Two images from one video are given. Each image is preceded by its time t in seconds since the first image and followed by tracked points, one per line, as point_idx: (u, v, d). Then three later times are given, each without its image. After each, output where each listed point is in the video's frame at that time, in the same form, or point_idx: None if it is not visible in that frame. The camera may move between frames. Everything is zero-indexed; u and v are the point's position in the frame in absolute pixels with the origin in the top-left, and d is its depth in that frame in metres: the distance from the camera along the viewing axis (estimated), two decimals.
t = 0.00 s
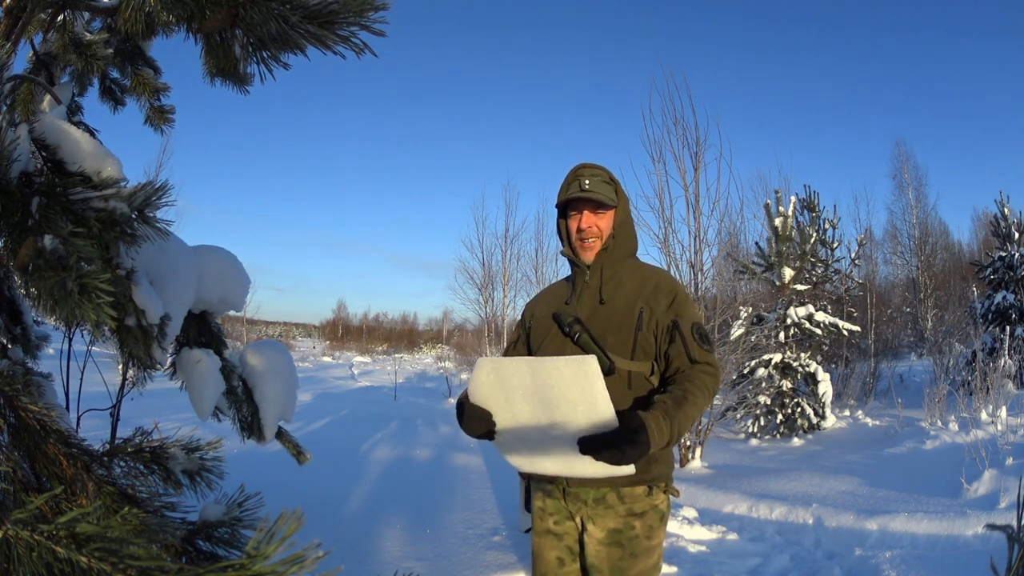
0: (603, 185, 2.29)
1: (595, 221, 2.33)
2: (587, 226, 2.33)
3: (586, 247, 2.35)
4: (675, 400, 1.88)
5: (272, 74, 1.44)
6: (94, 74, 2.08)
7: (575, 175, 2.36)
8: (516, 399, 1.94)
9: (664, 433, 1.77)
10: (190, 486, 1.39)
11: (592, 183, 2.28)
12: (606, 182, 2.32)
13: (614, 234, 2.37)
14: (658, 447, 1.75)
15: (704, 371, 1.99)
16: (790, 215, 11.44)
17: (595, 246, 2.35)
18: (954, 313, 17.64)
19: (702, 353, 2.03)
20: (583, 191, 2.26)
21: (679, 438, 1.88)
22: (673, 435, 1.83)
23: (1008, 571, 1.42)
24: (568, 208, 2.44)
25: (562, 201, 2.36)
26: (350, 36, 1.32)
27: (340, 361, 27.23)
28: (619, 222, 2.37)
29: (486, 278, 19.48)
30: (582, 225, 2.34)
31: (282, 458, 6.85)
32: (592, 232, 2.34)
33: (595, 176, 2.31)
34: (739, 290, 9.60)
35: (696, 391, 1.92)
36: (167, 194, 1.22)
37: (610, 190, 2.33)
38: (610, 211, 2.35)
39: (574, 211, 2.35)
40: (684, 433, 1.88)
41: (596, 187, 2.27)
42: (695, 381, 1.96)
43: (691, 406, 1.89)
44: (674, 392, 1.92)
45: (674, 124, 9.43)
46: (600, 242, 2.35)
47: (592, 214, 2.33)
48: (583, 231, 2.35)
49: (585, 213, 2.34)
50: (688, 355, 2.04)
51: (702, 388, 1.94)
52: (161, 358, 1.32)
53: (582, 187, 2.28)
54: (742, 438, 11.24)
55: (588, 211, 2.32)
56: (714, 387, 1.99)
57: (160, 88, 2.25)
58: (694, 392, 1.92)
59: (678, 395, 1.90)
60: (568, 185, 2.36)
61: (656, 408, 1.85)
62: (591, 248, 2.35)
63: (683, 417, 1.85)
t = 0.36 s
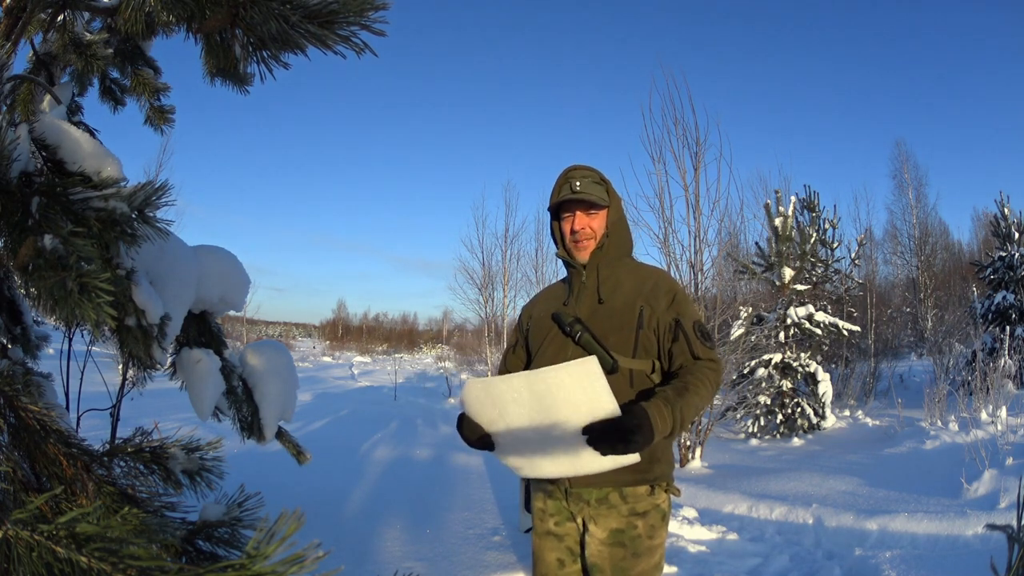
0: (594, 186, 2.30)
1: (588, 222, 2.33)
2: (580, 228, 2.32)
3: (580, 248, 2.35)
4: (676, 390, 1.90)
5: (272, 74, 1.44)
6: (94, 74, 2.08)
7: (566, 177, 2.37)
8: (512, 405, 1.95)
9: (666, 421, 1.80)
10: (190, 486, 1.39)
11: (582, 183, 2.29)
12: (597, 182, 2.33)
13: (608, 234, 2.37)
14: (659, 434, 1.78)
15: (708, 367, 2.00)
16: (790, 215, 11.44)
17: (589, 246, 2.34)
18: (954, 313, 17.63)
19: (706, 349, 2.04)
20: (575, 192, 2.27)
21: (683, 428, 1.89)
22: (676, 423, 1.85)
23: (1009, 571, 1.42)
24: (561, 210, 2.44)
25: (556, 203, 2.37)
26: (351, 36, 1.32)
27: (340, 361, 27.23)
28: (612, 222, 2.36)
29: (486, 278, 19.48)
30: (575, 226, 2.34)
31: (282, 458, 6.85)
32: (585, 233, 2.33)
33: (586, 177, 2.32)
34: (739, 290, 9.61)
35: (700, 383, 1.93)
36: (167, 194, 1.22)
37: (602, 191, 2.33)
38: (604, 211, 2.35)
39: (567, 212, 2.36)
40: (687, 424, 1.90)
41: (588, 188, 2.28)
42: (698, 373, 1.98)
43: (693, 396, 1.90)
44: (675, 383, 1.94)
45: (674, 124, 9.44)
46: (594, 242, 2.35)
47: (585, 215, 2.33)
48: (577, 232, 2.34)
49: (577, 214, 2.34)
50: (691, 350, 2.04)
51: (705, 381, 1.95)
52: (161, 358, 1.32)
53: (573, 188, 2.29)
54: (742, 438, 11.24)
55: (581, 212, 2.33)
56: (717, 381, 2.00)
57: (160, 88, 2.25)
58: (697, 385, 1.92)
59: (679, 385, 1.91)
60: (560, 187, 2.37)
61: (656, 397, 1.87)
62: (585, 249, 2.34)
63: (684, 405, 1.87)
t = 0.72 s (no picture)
0: (595, 185, 2.30)
1: (588, 220, 2.33)
2: (580, 226, 2.32)
3: (580, 247, 2.36)
4: (668, 384, 1.93)
5: (272, 74, 1.44)
6: (94, 74, 2.08)
7: (567, 177, 2.37)
8: (505, 402, 1.91)
9: (656, 414, 1.83)
10: (190, 486, 1.39)
11: (583, 183, 2.28)
12: (598, 182, 2.33)
13: (609, 233, 2.37)
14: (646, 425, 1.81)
15: (707, 366, 2.01)
16: (790, 215, 11.43)
17: (589, 245, 2.34)
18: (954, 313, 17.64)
19: (706, 349, 2.05)
20: (575, 191, 2.27)
21: (673, 421, 1.92)
22: (667, 414, 1.88)
23: (1009, 571, 1.42)
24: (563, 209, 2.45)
25: (556, 202, 2.37)
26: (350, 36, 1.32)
27: (340, 361, 27.25)
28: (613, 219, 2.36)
29: (486, 278, 19.48)
30: (575, 224, 2.34)
31: (283, 458, 6.86)
32: (586, 232, 2.34)
33: (587, 176, 2.32)
34: (739, 290, 9.61)
35: (695, 380, 1.95)
36: (167, 194, 1.22)
37: (603, 189, 2.33)
38: (604, 209, 2.34)
39: (568, 211, 2.36)
40: (679, 417, 1.92)
41: (588, 186, 2.28)
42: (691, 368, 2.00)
43: (685, 390, 1.92)
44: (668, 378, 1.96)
45: (674, 124, 9.45)
46: (594, 242, 2.35)
47: (585, 213, 2.33)
48: (577, 230, 2.34)
49: (577, 213, 2.34)
50: (690, 350, 2.05)
51: (701, 378, 1.97)
52: (161, 358, 1.32)
53: (574, 186, 2.29)
54: (741, 438, 11.25)
55: (582, 210, 2.33)
56: (716, 379, 2.01)
57: (160, 88, 2.25)
58: (692, 382, 1.94)
59: (672, 380, 1.94)
60: (561, 186, 2.37)
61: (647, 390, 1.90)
62: (586, 247, 2.35)
63: (676, 398, 1.90)
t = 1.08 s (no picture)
0: (595, 185, 2.30)
1: (587, 221, 2.33)
2: (578, 227, 2.33)
3: (578, 247, 2.37)
4: (674, 385, 1.92)
5: (272, 74, 1.44)
6: (94, 74, 2.08)
7: (568, 178, 2.37)
8: (511, 374, 1.90)
9: (661, 413, 1.81)
10: (190, 486, 1.39)
11: (583, 183, 2.28)
12: (599, 182, 2.32)
13: (609, 234, 2.36)
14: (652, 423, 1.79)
15: (706, 368, 2.01)
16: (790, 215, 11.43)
17: (588, 245, 2.35)
18: (954, 313, 17.63)
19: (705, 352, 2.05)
20: (574, 192, 2.27)
21: (675, 423, 1.91)
22: (671, 415, 1.86)
23: (1009, 571, 1.42)
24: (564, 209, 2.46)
25: (556, 202, 2.37)
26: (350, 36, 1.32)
27: (340, 361, 27.25)
28: (614, 220, 2.35)
29: (486, 278, 19.48)
30: (573, 225, 2.35)
31: (283, 458, 6.86)
32: (584, 232, 2.34)
33: (588, 176, 2.31)
34: (739, 290, 9.61)
35: (697, 384, 1.95)
36: (167, 194, 1.22)
37: (603, 189, 2.33)
38: (604, 210, 2.34)
39: (568, 211, 2.37)
40: (681, 419, 1.92)
41: (588, 187, 2.28)
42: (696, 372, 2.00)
43: (689, 393, 1.91)
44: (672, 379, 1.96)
45: (674, 124, 9.44)
46: (594, 242, 2.35)
47: (584, 214, 2.33)
48: (575, 231, 2.35)
49: (577, 214, 2.35)
50: (690, 353, 2.06)
51: (703, 382, 1.97)
52: (161, 358, 1.32)
53: (574, 187, 2.29)
54: (741, 438, 11.25)
55: (580, 211, 2.33)
56: (715, 383, 2.01)
57: (160, 88, 2.25)
58: (695, 385, 1.94)
59: (677, 381, 1.94)
60: (562, 186, 2.38)
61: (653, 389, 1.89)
62: (585, 247, 2.35)
63: (680, 400, 1.89)
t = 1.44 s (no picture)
0: (591, 186, 2.30)
1: (583, 221, 2.34)
2: (575, 228, 2.35)
3: (577, 247, 2.37)
4: (657, 398, 1.91)
5: (272, 74, 1.44)
6: (94, 74, 2.08)
7: (566, 178, 2.38)
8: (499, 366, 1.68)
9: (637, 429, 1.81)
10: (190, 486, 1.39)
11: (580, 184, 2.29)
12: (596, 182, 2.33)
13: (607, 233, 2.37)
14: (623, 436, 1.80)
15: (697, 373, 2.00)
16: (790, 215, 11.43)
17: (586, 245, 2.36)
18: (954, 313, 17.63)
19: (697, 354, 2.03)
20: (570, 193, 2.28)
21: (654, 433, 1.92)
22: (647, 431, 1.85)
23: (1009, 571, 1.42)
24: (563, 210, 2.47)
25: (555, 203, 2.39)
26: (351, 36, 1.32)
27: (340, 361, 27.25)
28: (612, 219, 2.35)
29: (486, 278, 19.48)
30: (571, 225, 2.37)
31: (283, 457, 6.87)
32: (581, 232, 2.36)
33: (584, 177, 2.32)
34: (739, 290, 9.60)
35: (682, 394, 1.94)
36: (167, 194, 1.22)
37: (600, 189, 2.33)
38: (601, 210, 2.35)
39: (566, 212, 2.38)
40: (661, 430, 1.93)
41: (584, 188, 2.29)
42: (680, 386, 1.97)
43: (671, 406, 1.91)
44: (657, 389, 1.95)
45: (674, 124, 9.46)
46: (591, 242, 2.36)
47: (581, 215, 2.34)
48: (573, 232, 2.37)
49: (575, 214, 2.36)
50: (684, 357, 2.05)
51: (688, 393, 1.96)
52: (161, 358, 1.32)
53: (570, 188, 2.30)
54: (741, 438, 11.25)
55: (577, 211, 2.35)
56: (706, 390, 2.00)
57: (160, 88, 2.25)
58: (679, 397, 1.93)
59: (660, 393, 1.92)
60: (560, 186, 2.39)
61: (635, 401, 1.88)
62: (582, 248, 2.36)
63: (658, 414, 1.88)
